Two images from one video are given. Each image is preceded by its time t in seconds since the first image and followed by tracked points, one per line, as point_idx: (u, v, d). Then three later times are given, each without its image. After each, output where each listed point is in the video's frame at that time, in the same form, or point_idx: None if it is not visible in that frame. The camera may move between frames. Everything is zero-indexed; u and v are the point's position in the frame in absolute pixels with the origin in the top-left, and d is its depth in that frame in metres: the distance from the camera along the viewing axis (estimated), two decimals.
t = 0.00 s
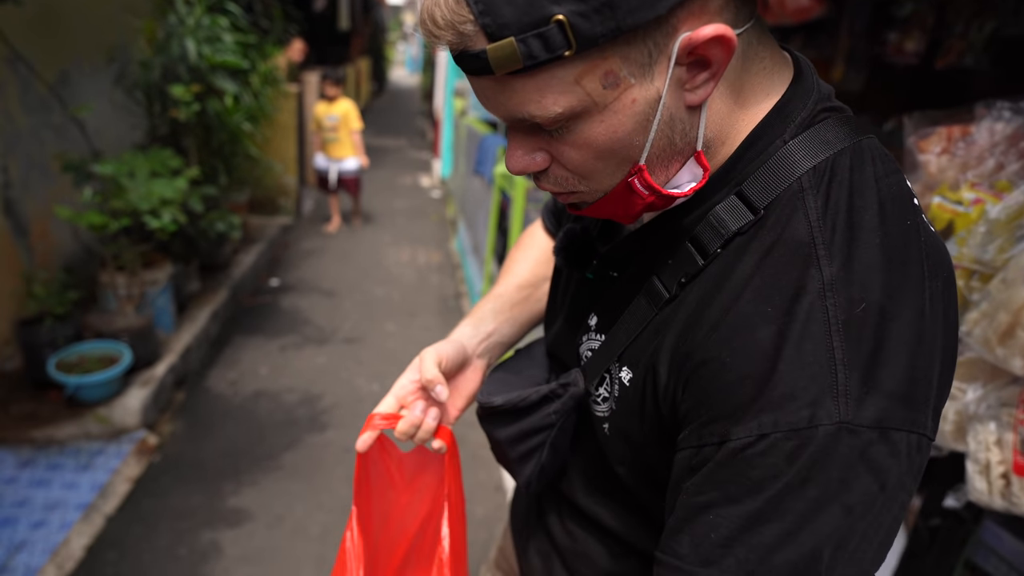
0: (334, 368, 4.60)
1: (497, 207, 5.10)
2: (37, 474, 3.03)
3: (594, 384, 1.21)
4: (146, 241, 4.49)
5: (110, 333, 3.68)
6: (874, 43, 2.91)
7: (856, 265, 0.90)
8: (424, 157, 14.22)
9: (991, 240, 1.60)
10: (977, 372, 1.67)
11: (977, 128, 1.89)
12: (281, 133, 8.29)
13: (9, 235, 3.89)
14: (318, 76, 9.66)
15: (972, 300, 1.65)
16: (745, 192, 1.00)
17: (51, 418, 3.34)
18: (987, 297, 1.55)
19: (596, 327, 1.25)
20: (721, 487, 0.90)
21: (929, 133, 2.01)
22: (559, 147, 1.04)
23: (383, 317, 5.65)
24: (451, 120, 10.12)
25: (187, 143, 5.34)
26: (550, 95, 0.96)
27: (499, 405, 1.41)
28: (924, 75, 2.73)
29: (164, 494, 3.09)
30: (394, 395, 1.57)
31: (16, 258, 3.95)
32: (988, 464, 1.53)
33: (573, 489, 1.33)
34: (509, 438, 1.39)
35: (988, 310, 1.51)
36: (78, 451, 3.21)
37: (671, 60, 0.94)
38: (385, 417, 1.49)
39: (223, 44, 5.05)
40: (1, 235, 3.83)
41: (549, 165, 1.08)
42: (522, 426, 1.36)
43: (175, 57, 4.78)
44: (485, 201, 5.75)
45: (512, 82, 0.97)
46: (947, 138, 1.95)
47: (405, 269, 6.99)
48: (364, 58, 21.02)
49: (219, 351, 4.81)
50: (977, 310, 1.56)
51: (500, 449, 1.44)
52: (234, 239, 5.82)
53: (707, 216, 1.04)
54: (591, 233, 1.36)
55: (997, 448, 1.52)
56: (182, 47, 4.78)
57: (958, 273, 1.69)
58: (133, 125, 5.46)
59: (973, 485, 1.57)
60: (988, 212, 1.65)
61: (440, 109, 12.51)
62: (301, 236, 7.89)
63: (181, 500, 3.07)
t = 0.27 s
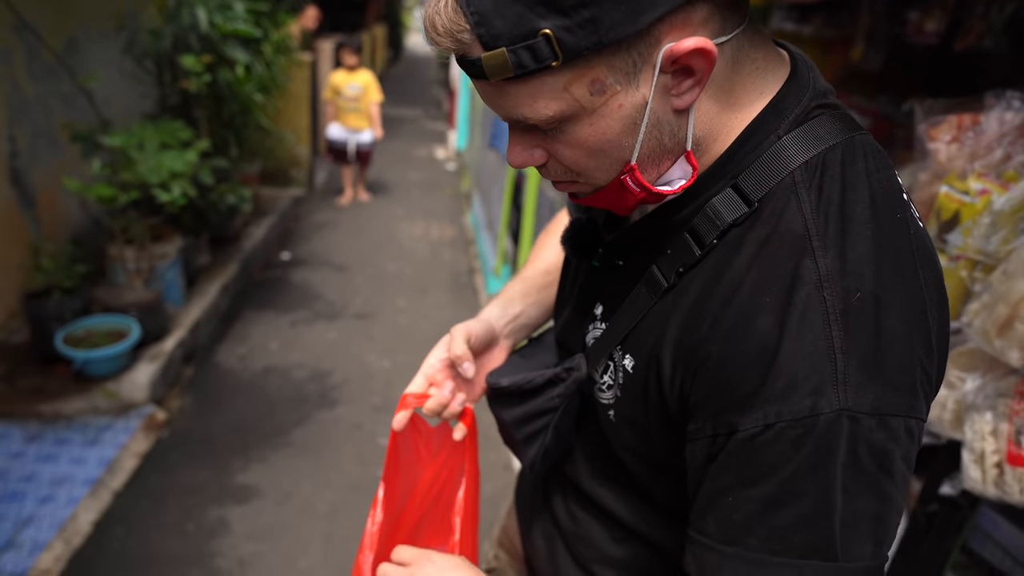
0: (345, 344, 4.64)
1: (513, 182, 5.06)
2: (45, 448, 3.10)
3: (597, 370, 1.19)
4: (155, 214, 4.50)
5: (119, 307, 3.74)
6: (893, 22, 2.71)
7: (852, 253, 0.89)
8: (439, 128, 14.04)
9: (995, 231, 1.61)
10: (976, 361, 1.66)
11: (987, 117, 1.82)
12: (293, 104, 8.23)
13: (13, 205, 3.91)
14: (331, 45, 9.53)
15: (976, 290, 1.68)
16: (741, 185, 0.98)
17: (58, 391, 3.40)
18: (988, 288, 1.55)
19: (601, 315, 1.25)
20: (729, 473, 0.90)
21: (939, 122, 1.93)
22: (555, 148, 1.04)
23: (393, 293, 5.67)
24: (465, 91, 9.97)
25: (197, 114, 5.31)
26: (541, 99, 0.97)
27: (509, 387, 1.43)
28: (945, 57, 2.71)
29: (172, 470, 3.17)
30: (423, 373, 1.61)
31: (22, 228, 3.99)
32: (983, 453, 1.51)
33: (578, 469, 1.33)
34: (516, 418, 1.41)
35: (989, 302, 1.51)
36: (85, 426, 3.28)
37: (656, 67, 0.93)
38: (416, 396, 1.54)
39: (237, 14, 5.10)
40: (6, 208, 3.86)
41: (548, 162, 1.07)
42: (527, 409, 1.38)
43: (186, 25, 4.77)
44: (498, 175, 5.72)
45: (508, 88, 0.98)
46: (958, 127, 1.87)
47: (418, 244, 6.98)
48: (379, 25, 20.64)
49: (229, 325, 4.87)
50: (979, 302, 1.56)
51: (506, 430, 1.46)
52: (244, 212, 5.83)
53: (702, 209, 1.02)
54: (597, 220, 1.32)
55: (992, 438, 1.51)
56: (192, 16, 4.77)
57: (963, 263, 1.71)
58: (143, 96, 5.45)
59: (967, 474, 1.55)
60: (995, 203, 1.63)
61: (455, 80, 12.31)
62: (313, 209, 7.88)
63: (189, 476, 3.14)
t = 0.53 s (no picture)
0: (351, 328, 4.65)
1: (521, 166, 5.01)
2: (49, 433, 3.12)
3: (604, 361, 1.21)
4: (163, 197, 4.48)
5: (124, 291, 3.74)
6: (898, 16, 2.91)
7: (834, 252, 0.93)
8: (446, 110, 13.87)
9: (991, 231, 1.60)
10: (972, 359, 1.62)
11: (982, 119, 1.80)
12: (301, 85, 8.14)
13: (19, 187, 3.90)
14: (338, 26, 9.41)
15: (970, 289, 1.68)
16: (735, 189, 1.02)
17: (63, 375, 3.42)
18: (983, 288, 1.53)
19: (608, 309, 1.28)
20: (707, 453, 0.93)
21: (937, 123, 1.92)
22: (562, 158, 1.11)
23: (400, 277, 5.67)
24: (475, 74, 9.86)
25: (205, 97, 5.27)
26: (548, 118, 1.03)
27: (516, 380, 1.41)
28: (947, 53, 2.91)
29: (178, 456, 3.19)
30: (438, 333, 1.64)
31: (29, 211, 3.99)
32: (978, 449, 1.51)
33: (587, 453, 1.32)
34: (524, 408, 1.39)
35: (982, 302, 1.49)
36: (90, 411, 3.30)
37: (653, 90, 0.99)
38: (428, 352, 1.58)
39: None
40: (12, 190, 3.86)
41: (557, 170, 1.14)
42: (534, 402, 1.36)
43: (195, 9, 4.74)
44: (507, 160, 5.68)
45: (518, 109, 1.04)
46: (955, 128, 1.86)
47: (425, 228, 6.94)
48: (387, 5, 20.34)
49: (235, 309, 4.88)
50: (973, 301, 1.54)
51: (515, 422, 1.44)
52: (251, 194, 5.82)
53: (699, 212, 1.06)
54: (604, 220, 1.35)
55: (987, 434, 1.50)
56: None
57: (959, 263, 1.71)
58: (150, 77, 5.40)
59: (963, 469, 1.56)
60: (990, 204, 1.61)
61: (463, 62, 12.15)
62: (319, 192, 7.85)
63: (194, 461, 3.17)
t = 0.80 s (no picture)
0: (353, 321, 4.66)
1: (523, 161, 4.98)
2: (52, 424, 3.14)
3: (606, 355, 1.20)
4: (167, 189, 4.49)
5: (129, 282, 3.76)
6: (898, 16, 2.99)
7: (817, 257, 0.96)
8: (449, 102, 13.81)
9: (988, 234, 1.61)
10: (969, 360, 1.62)
11: (979, 125, 1.79)
12: (304, 77, 8.12)
13: (24, 177, 3.91)
14: (341, 17, 9.37)
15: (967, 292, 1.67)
16: (731, 194, 1.04)
17: (66, 367, 3.43)
18: (979, 290, 1.55)
19: (612, 306, 1.28)
20: (682, 440, 0.97)
21: (935, 127, 1.91)
22: (567, 168, 1.13)
23: (402, 269, 5.67)
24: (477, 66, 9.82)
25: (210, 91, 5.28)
26: (554, 132, 1.05)
27: (522, 376, 1.48)
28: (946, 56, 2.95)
29: (180, 448, 3.21)
30: (463, 308, 1.63)
31: (34, 202, 4.00)
32: (973, 449, 1.52)
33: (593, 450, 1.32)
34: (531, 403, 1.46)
35: (979, 304, 1.50)
36: (93, 402, 3.31)
37: (653, 106, 1.01)
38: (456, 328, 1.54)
39: None
40: (17, 180, 3.86)
41: (563, 178, 1.16)
42: (539, 396, 1.43)
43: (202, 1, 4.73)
44: (509, 153, 5.66)
45: (525, 123, 1.06)
46: (952, 133, 1.85)
47: (427, 220, 6.94)
48: None
49: (238, 300, 4.89)
50: (970, 304, 1.55)
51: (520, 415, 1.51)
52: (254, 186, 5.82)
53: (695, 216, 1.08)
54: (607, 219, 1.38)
55: (982, 434, 1.51)
56: None
57: (956, 265, 1.69)
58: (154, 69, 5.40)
59: (959, 468, 1.56)
60: (986, 208, 1.62)
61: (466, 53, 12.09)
62: (322, 183, 7.84)
63: (197, 454, 3.19)
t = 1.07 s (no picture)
0: (354, 318, 4.68)
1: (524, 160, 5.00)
2: (56, 418, 3.16)
3: (601, 352, 1.26)
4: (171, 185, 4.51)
5: (133, 278, 3.78)
6: (898, 24, 3.01)
7: (786, 281, 0.99)
8: (450, 100, 13.81)
9: (985, 240, 1.62)
10: (964, 363, 1.63)
11: (977, 133, 1.80)
12: (306, 74, 8.13)
13: (29, 172, 3.92)
14: (344, 15, 9.38)
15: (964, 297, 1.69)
16: (724, 210, 1.09)
17: (70, 361, 3.45)
18: (976, 295, 1.56)
19: (611, 302, 1.32)
20: (625, 419, 1.04)
21: (934, 135, 1.91)
22: (582, 184, 1.15)
23: (403, 267, 5.69)
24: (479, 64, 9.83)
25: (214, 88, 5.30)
26: (570, 152, 1.07)
27: (524, 368, 1.51)
28: (946, 61, 3.02)
29: (183, 443, 3.23)
30: (480, 279, 1.65)
31: (39, 197, 4.02)
32: (969, 450, 1.54)
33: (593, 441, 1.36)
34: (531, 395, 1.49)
35: (975, 309, 1.52)
36: (97, 397, 3.33)
37: (668, 130, 1.03)
38: (475, 299, 1.56)
39: None
40: (22, 175, 3.88)
41: (576, 192, 1.18)
42: (540, 389, 1.45)
43: None
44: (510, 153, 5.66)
45: (543, 142, 1.08)
46: (950, 141, 1.86)
47: (428, 218, 6.95)
48: None
49: (239, 297, 4.91)
50: (967, 308, 1.57)
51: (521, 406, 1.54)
52: (256, 182, 5.83)
53: (688, 228, 1.12)
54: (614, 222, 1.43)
55: (978, 436, 1.54)
56: None
57: (952, 270, 1.71)
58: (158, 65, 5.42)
59: (953, 469, 1.59)
60: (982, 215, 1.64)
61: (468, 52, 12.10)
62: (323, 180, 7.85)
63: (200, 449, 3.21)
